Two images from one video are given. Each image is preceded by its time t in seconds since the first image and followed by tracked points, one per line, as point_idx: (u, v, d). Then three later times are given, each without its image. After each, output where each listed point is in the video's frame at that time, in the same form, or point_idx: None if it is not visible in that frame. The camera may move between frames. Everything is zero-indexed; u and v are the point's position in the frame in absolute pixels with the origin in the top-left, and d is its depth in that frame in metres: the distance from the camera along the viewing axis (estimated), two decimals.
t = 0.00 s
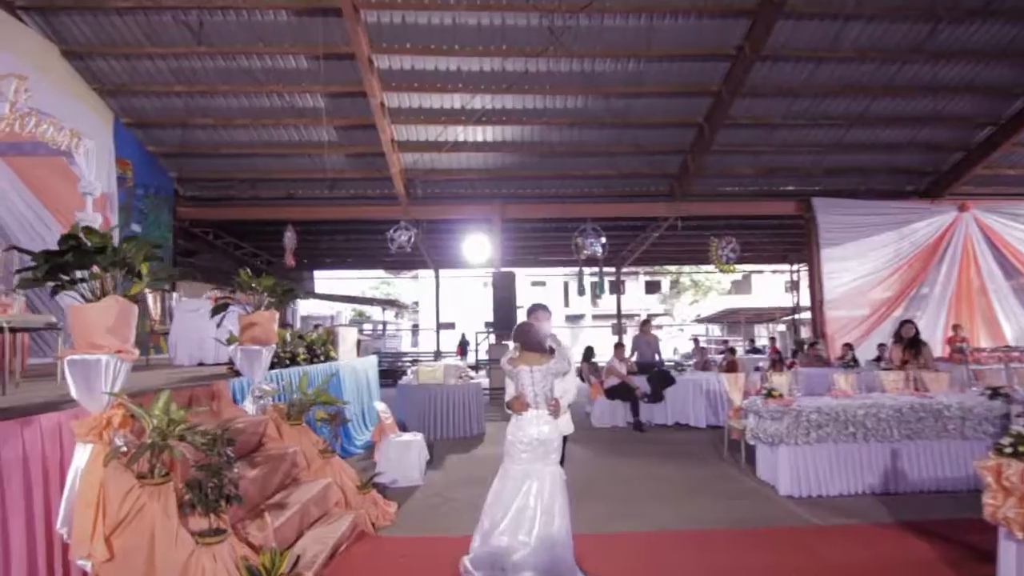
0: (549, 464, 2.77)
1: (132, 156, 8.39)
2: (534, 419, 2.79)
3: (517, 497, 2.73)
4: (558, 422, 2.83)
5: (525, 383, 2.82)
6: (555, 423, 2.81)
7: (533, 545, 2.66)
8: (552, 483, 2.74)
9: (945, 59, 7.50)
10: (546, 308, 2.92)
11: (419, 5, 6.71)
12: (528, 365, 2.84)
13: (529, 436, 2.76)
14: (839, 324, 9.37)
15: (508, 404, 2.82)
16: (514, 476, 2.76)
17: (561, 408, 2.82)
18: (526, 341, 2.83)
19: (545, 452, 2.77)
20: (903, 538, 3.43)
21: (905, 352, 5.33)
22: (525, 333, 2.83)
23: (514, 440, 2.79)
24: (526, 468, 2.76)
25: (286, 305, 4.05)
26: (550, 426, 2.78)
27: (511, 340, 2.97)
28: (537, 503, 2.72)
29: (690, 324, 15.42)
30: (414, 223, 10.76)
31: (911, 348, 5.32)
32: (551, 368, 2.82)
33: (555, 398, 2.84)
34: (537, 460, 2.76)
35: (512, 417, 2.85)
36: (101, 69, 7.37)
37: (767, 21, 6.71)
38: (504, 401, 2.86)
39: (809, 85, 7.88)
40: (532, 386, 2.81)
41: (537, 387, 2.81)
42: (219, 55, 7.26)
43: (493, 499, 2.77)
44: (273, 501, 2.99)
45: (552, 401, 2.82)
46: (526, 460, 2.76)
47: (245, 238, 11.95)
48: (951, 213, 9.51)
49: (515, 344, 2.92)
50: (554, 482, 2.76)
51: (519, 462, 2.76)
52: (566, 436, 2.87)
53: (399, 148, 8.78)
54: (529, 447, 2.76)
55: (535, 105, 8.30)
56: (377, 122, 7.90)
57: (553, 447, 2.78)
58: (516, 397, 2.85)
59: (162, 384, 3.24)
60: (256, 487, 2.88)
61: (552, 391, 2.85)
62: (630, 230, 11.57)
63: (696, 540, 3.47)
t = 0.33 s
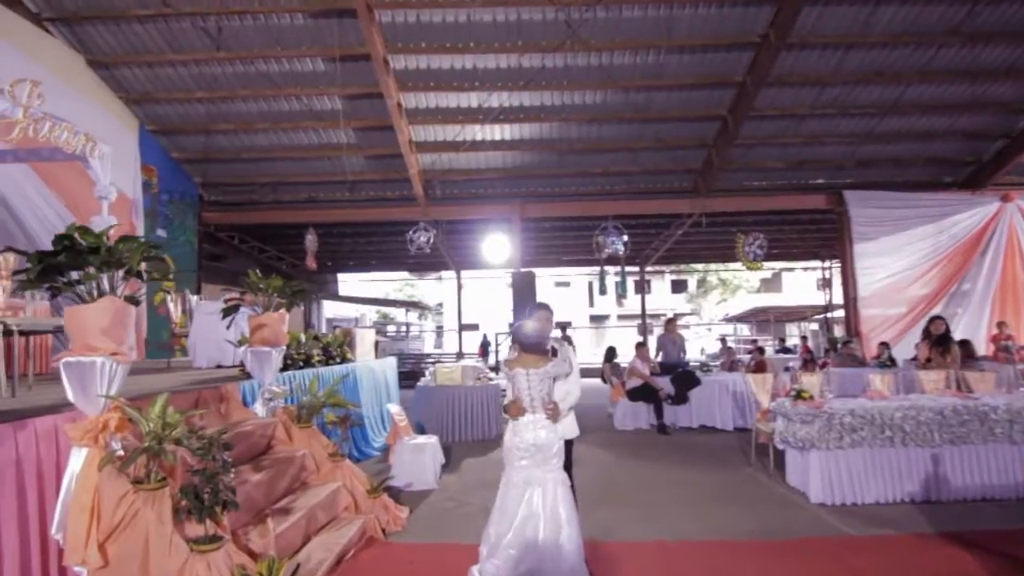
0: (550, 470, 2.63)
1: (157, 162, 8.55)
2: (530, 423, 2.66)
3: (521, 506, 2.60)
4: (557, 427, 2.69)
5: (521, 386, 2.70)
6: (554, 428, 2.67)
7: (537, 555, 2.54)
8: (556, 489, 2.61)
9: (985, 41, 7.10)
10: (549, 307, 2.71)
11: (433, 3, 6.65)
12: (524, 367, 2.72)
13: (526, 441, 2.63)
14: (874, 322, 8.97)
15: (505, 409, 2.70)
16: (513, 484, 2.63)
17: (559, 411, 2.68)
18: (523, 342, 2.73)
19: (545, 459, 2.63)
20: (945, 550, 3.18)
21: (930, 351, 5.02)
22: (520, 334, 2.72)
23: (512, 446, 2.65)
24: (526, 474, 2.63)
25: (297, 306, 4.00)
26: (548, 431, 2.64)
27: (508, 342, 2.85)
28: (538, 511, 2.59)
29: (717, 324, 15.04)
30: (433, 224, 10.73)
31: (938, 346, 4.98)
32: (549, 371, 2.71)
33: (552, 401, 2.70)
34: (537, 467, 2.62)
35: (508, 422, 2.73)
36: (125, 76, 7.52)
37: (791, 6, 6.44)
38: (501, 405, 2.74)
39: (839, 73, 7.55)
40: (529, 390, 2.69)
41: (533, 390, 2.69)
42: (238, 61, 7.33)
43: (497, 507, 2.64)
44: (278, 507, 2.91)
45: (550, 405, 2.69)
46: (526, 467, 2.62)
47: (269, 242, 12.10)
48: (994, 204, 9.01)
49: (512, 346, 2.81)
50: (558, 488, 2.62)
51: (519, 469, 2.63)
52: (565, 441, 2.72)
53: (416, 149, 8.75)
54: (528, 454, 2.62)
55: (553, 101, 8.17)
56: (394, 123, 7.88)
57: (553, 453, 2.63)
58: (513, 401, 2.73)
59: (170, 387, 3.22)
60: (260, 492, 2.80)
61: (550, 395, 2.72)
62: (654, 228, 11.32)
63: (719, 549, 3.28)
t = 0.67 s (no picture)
0: (541, 478, 2.58)
1: (180, 165, 8.70)
2: (519, 428, 2.60)
3: (515, 514, 2.59)
4: (548, 433, 2.61)
5: (511, 389, 2.61)
6: (544, 433, 2.60)
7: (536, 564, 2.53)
8: (548, 496, 2.58)
9: None
10: (544, 308, 2.70)
11: None
12: (514, 370, 2.60)
13: (514, 445, 2.59)
14: (910, 322, 8.56)
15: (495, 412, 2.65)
16: (506, 489, 2.62)
17: (551, 417, 2.59)
18: (513, 344, 2.60)
19: (535, 466, 2.58)
20: (987, 566, 2.94)
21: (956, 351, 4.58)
22: (512, 334, 2.59)
23: (502, 450, 2.63)
24: (516, 480, 2.61)
25: (305, 307, 3.95)
26: (537, 437, 2.58)
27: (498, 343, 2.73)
28: (529, 518, 2.57)
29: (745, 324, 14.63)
30: (452, 223, 10.68)
31: (966, 347, 4.52)
32: (540, 375, 2.59)
33: (545, 405, 2.60)
34: (528, 473, 2.58)
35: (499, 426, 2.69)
36: (149, 81, 7.67)
37: None
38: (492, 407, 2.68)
39: (870, 61, 7.21)
40: (519, 394, 2.60)
41: (524, 394, 2.60)
42: (257, 63, 7.39)
43: (494, 518, 2.66)
44: (279, 510, 2.84)
45: (541, 410, 2.60)
46: (515, 473, 2.60)
47: (292, 244, 12.24)
48: None
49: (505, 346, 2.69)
50: (551, 495, 2.59)
51: (510, 475, 2.62)
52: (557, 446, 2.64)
53: (434, 149, 8.70)
54: (517, 459, 2.58)
55: (571, 96, 8.02)
56: (411, 122, 7.84)
57: (542, 459, 2.57)
58: (504, 404, 2.66)
59: (175, 387, 3.20)
60: (260, 495, 2.74)
61: (542, 399, 2.62)
62: (677, 225, 11.05)
63: (739, 561, 3.10)
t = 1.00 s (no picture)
0: (540, 483, 2.65)
1: (207, 166, 8.86)
2: (517, 431, 2.68)
3: (514, 520, 2.63)
4: (546, 435, 2.69)
5: (509, 390, 2.71)
6: (541, 436, 2.68)
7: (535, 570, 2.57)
8: (547, 501, 2.64)
9: None
10: (540, 305, 2.87)
11: None
12: (512, 371, 2.72)
13: (512, 448, 2.68)
14: (954, 321, 8.10)
15: (494, 414, 2.74)
16: (505, 494, 2.69)
17: (550, 418, 2.68)
18: (512, 345, 2.73)
19: (534, 470, 2.65)
20: None
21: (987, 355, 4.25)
22: (513, 333, 2.71)
23: (501, 453, 2.71)
24: (516, 485, 2.68)
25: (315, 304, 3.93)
26: (534, 439, 2.66)
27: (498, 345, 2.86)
28: (529, 524, 2.61)
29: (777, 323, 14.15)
30: (474, 221, 10.60)
31: (998, 350, 4.19)
32: (538, 375, 2.70)
33: (543, 407, 2.70)
34: (528, 478, 2.66)
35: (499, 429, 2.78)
36: (175, 84, 7.82)
37: None
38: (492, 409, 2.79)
39: (909, 45, 6.83)
40: (517, 395, 2.69)
41: (522, 396, 2.69)
42: (278, 63, 7.45)
43: (495, 524, 2.70)
44: (281, 511, 2.79)
45: (540, 411, 2.69)
46: (514, 477, 2.68)
47: (317, 243, 12.37)
48: None
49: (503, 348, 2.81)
50: (551, 501, 2.65)
51: (509, 479, 2.69)
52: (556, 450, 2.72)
53: (454, 145, 8.64)
54: (515, 463, 2.67)
55: (593, 90, 7.85)
56: (430, 119, 7.78)
57: (540, 463, 2.63)
58: (503, 406, 2.76)
59: (183, 385, 3.19)
60: (261, 496, 2.69)
61: (541, 400, 2.72)
62: (705, 221, 10.74)
63: None
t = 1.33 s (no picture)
0: (542, 487, 2.58)
1: (231, 165, 8.99)
2: (517, 431, 2.61)
3: (514, 527, 2.55)
4: (548, 436, 2.60)
5: (509, 388, 2.63)
6: (543, 437, 2.60)
7: None
8: (550, 507, 2.56)
9: None
10: (541, 299, 2.89)
11: None
12: (511, 368, 2.64)
13: (513, 450, 2.60)
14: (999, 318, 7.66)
15: (494, 414, 2.68)
16: (506, 498, 2.62)
17: (553, 417, 2.60)
18: (511, 340, 2.65)
19: (535, 474, 2.58)
20: None
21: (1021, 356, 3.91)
22: (512, 329, 2.65)
23: (501, 455, 2.65)
24: (518, 490, 2.61)
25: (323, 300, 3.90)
26: (535, 440, 2.58)
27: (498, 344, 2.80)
28: (530, 530, 2.53)
29: (810, 320, 13.64)
30: (494, 216, 10.49)
31: None
32: (537, 371, 2.62)
33: (544, 406, 2.62)
34: (529, 483, 2.59)
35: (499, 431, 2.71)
36: (198, 83, 7.93)
37: None
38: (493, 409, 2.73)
39: (951, 26, 6.44)
40: (516, 393, 2.61)
41: (522, 394, 2.61)
42: (297, 60, 7.47)
43: (497, 530, 2.63)
44: (281, 511, 2.73)
45: (541, 410, 2.62)
46: (515, 481, 2.60)
47: (341, 240, 12.45)
48: None
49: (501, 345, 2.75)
50: (554, 506, 2.57)
51: (510, 483, 2.62)
52: (560, 451, 2.64)
53: (474, 140, 8.55)
54: (517, 466, 2.60)
55: (615, 80, 7.64)
56: (448, 113, 7.70)
57: (542, 466, 2.56)
58: (503, 405, 2.69)
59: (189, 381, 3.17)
60: (260, 495, 2.64)
61: (542, 398, 2.65)
62: (733, 215, 10.39)
63: None
